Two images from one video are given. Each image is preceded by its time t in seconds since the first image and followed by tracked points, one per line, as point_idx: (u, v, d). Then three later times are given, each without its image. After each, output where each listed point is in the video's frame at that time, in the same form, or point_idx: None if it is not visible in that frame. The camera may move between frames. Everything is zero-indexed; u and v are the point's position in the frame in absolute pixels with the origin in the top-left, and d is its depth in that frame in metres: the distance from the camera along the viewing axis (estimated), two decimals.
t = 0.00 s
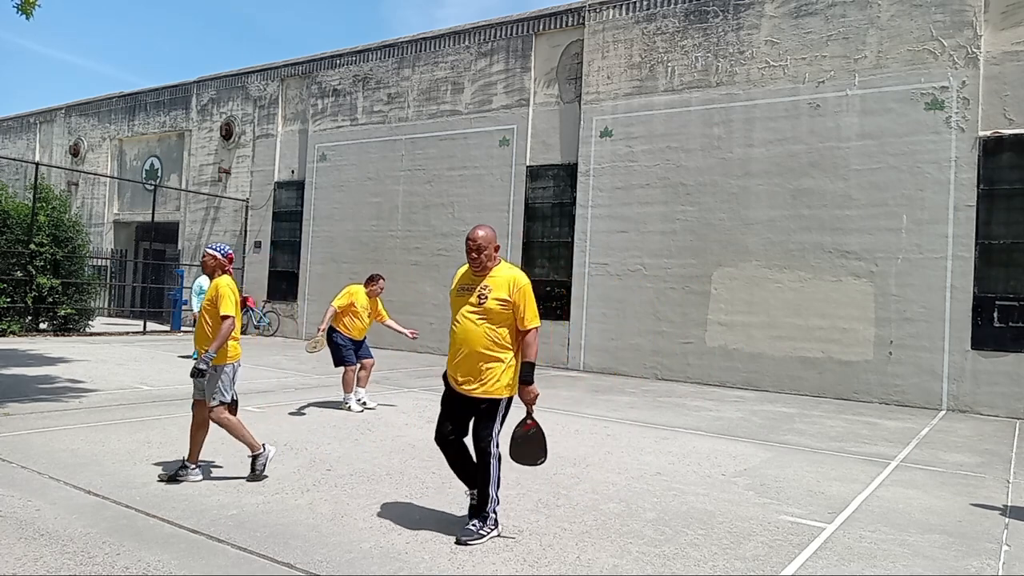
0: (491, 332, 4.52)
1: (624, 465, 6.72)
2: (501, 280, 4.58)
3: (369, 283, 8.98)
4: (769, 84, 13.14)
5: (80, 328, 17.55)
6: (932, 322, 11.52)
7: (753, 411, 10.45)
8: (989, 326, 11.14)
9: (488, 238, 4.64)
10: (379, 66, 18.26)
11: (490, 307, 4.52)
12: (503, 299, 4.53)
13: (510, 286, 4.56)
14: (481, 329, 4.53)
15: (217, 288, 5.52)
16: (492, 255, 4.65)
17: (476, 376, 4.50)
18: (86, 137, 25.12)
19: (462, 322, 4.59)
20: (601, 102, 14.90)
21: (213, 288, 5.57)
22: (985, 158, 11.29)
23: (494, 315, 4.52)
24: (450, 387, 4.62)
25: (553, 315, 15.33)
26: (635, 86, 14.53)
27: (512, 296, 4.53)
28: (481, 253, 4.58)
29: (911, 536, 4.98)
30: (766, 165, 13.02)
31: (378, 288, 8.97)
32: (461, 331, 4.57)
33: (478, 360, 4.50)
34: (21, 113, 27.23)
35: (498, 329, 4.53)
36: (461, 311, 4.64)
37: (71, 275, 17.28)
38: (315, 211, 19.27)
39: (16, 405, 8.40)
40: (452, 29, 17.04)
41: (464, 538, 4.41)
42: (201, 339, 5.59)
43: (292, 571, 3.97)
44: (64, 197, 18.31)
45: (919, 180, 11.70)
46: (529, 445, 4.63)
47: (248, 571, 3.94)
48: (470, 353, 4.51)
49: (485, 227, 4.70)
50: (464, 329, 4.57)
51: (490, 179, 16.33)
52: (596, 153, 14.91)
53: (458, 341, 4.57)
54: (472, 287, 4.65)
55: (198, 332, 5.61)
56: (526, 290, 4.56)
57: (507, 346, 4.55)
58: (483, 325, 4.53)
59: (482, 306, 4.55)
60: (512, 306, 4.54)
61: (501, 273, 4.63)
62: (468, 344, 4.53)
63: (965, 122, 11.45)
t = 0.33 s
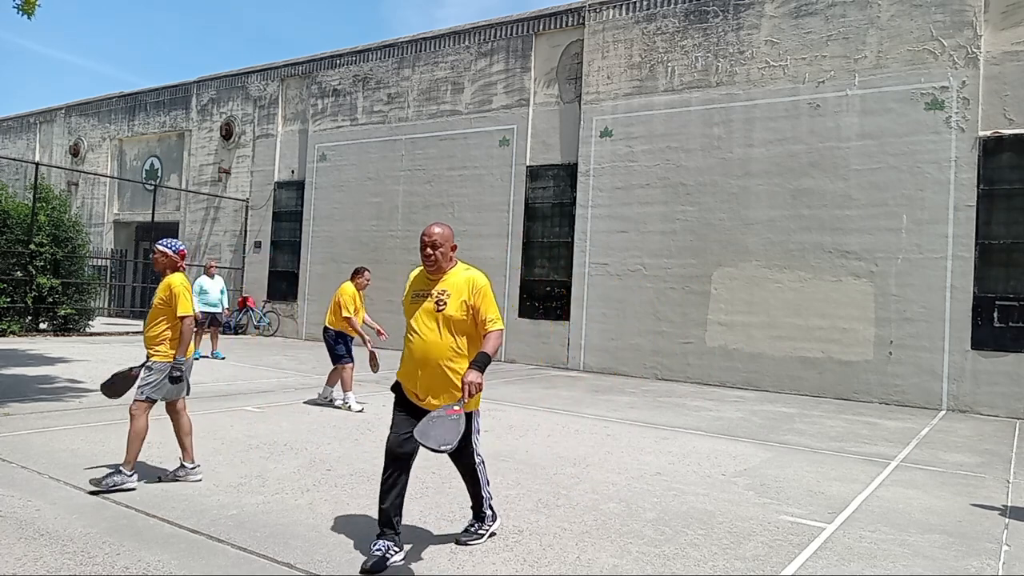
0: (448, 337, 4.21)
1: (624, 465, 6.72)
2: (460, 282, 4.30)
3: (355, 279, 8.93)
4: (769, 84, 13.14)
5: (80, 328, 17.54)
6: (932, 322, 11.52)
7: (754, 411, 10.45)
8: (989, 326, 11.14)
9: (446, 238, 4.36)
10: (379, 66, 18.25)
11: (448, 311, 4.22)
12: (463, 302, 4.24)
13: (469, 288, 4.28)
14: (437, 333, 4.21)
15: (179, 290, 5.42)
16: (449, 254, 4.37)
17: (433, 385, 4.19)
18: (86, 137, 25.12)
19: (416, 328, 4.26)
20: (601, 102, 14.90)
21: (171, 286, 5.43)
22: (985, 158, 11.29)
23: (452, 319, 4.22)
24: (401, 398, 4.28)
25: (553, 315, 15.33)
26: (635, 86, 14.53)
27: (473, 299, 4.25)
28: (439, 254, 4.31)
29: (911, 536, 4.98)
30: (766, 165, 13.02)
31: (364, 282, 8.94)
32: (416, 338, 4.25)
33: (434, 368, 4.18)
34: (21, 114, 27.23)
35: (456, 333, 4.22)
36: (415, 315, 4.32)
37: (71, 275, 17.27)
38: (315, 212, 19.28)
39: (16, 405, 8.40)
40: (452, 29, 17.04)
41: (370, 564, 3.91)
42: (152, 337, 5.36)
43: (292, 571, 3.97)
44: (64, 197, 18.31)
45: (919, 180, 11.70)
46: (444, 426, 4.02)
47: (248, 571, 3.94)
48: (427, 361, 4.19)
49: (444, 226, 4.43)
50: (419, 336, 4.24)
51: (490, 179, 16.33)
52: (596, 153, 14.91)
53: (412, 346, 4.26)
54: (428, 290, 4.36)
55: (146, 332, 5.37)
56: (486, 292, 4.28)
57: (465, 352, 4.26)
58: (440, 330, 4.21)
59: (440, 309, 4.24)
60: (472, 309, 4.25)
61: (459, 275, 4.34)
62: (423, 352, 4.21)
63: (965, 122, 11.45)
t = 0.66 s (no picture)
0: (408, 331, 3.96)
1: (624, 465, 6.72)
2: (416, 271, 4.02)
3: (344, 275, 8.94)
4: (769, 84, 13.14)
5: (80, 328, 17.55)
6: (932, 322, 11.52)
7: (754, 411, 10.45)
8: (989, 326, 11.15)
9: (398, 221, 4.06)
10: (379, 66, 18.25)
11: (406, 303, 3.95)
12: (422, 292, 3.97)
13: (426, 276, 4.01)
14: (397, 328, 3.95)
15: (114, 284, 5.30)
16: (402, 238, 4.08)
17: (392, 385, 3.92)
18: (86, 137, 25.12)
19: (372, 322, 3.97)
20: (601, 102, 14.90)
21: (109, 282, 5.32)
22: (985, 158, 11.29)
23: (412, 311, 3.96)
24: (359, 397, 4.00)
25: (554, 315, 15.33)
26: (635, 86, 14.53)
27: (432, 289, 3.99)
28: (393, 241, 4.03)
29: (911, 536, 4.98)
30: (766, 165, 13.02)
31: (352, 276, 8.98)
32: (373, 333, 3.96)
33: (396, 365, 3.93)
34: (21, 113, 27.22)
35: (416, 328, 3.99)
36: (368, 308, 4.01)
37: (71, 275, 17.27)
38: (315, 212, 19.28)
39: (16, 405, 8.40)
40: (452, 29, 17.04)
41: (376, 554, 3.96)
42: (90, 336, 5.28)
43: (293, 571, 3.96)
44: (64, 197, 18.31)
45: (919, 180, 11.70)
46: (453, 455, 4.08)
47: (248, 571, 3.94)
48: (386, 358, 3.93)
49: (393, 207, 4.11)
50: (376, 331, 3.96)
51: (490, 180, 16.34)
52: (595, 153, 14.91)
53: (367, 342, 3.96)
54: (379, 278, 4.06)
55: (86, 329, 5.31)
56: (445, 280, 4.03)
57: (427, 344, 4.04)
58: (399, 325, 3.95)
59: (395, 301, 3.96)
60: (431, 300, 4.00)
61: (414, 261, 4.06)
62: (382, 349, 3.93)
63: (965, 122, 11.45)
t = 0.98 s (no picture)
0: (354, 340, 3.56)
1: (624, 465, 6.72)
2: (363, 274, 3.61)
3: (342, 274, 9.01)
4: (769, 84, 13.14)
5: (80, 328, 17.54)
6: (932, 322, 11.52)
7: (754, 411, 10.45)
8: (989, 326, 11.15)
9: (346, 216, 3.69)
10: (379, 66, 18.25)
11: (350, 308, 3.55)
12: (369, 297, 3.56)
13: (377, 280, 3.60)
14: (339, 337, 3.55)
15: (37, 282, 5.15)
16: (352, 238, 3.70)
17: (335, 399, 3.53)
18: (86, 137, 25.12)
19: (312, 329, 3.60)
20: (601, 102, 14.90)
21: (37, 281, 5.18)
22: (985, 158, 11.29)
23: (359, 319, 3.55)
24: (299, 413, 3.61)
25: (553, 315, 15.33)
26: (635, 86, 14.53)
27: (380, 293, 3.58)
28: (339, 240, 3.65)
29: (911, 536, 4.98)
30: (766, 165, 13.02)
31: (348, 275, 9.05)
32: (316, 343, 3.57)
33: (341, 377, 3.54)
34: (21, 113, 27.21)
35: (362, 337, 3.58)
36: (313, 314, 3.63)
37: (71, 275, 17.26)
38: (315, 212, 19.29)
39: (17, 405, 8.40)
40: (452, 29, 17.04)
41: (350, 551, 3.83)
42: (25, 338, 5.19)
43: (293, 572, 3.96)
44: (64, 197, 18.31)
45: (919, 180, 11.69)
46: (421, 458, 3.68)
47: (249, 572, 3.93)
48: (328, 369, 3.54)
49: (343, 202, 3.76)
50: (317, 339, 3.57)
51: (490, 180, 16.34)
52: (596, 153, 14.91)
53: (309, 352, 3.59)
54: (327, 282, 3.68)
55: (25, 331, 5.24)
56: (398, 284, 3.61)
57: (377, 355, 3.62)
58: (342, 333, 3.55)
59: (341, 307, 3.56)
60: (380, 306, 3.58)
61: (362, 262, 3.66)
62: (324, 359, 3.54)
63: (965, 122, 11.45)
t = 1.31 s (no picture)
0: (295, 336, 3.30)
1: (625, 465, 6.72)
2: (308, 265, 3.36)
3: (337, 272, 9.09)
4: (769, 84, 13.14)
5: (80, 328, 17.55)
6: (932, 322, 11.52)
7: (754, 411, 10.45)
8: (989, 326, 11.15)
9: (288, 205, 3.50)
10: (379, 66, 18.24)
11: (288, 302, 3.30)
12: (308, 290, 3.30)
13: (320, 272, 3.33)
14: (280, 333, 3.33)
15: None
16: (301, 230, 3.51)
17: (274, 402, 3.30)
18: (86, 137, 25.13)
19: (253, 326, 3.38)
20: (601, 102, 14.90)
21: None
22: (985, 158, 11.29)
23: (298, 313, 3.30)
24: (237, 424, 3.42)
25: (554, 315, 15.33)
26: (635, 86, 14.53)
27: (321, 286, 3.30)
28: (275, 229, 3.44)
29: (911, 536, 4.98)
30: (766, 165, 13.02)
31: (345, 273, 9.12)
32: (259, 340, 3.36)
33: (281, 379, 3.29)
34: (21, 113, 27.21)
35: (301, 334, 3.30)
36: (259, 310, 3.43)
37: (71, 275, 17.26)
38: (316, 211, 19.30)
39: (17, 405, 8.40)
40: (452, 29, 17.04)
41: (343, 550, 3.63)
42: None
43: (292, 572, 3.96)
44: (64, 197, 18.31)
45: (919, 180, 11.69)
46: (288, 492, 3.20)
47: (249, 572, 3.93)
48: (268, 369, 3.31)
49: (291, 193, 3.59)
50: (261, 336, 3.36)
51: (490, 180, 16.34)
52: (596, 153, 14.92)
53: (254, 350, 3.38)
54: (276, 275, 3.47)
55: None
56: (340, 275, 3.32)
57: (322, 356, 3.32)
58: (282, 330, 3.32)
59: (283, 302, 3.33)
60: (321, 300, 3.30)
61: (307, 254, 3.42)
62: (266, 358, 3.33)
63: (965, 122, 11.45)
